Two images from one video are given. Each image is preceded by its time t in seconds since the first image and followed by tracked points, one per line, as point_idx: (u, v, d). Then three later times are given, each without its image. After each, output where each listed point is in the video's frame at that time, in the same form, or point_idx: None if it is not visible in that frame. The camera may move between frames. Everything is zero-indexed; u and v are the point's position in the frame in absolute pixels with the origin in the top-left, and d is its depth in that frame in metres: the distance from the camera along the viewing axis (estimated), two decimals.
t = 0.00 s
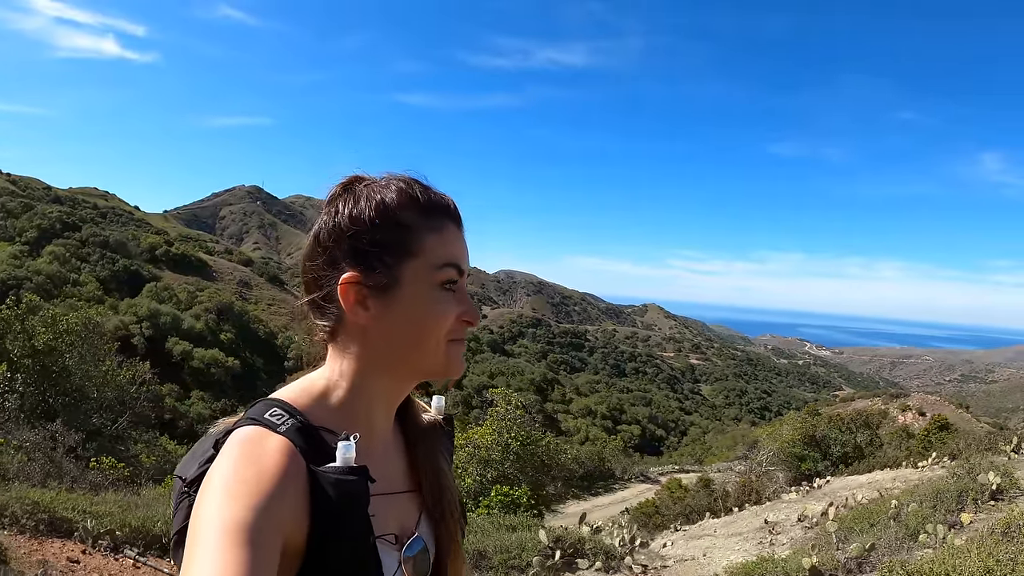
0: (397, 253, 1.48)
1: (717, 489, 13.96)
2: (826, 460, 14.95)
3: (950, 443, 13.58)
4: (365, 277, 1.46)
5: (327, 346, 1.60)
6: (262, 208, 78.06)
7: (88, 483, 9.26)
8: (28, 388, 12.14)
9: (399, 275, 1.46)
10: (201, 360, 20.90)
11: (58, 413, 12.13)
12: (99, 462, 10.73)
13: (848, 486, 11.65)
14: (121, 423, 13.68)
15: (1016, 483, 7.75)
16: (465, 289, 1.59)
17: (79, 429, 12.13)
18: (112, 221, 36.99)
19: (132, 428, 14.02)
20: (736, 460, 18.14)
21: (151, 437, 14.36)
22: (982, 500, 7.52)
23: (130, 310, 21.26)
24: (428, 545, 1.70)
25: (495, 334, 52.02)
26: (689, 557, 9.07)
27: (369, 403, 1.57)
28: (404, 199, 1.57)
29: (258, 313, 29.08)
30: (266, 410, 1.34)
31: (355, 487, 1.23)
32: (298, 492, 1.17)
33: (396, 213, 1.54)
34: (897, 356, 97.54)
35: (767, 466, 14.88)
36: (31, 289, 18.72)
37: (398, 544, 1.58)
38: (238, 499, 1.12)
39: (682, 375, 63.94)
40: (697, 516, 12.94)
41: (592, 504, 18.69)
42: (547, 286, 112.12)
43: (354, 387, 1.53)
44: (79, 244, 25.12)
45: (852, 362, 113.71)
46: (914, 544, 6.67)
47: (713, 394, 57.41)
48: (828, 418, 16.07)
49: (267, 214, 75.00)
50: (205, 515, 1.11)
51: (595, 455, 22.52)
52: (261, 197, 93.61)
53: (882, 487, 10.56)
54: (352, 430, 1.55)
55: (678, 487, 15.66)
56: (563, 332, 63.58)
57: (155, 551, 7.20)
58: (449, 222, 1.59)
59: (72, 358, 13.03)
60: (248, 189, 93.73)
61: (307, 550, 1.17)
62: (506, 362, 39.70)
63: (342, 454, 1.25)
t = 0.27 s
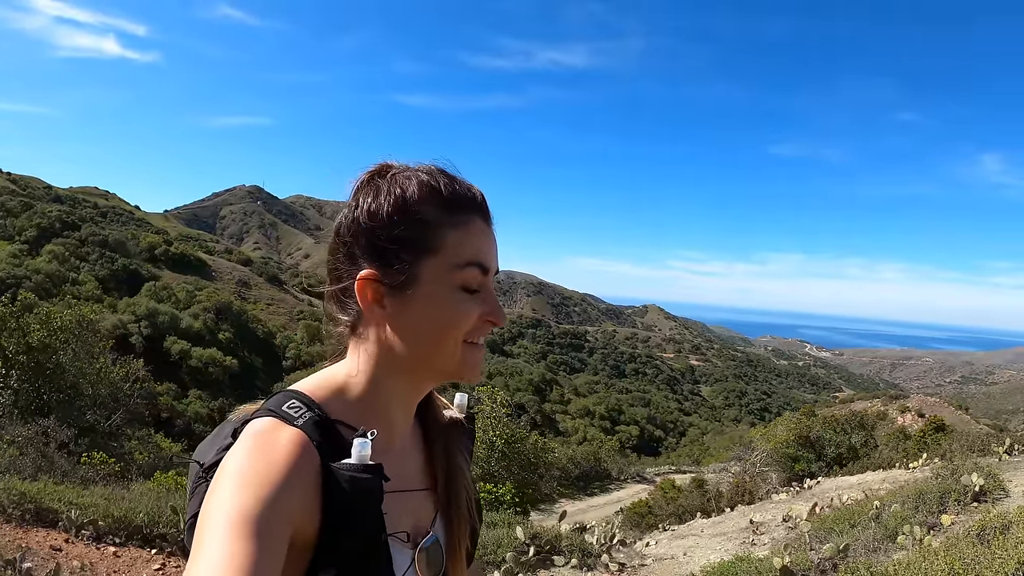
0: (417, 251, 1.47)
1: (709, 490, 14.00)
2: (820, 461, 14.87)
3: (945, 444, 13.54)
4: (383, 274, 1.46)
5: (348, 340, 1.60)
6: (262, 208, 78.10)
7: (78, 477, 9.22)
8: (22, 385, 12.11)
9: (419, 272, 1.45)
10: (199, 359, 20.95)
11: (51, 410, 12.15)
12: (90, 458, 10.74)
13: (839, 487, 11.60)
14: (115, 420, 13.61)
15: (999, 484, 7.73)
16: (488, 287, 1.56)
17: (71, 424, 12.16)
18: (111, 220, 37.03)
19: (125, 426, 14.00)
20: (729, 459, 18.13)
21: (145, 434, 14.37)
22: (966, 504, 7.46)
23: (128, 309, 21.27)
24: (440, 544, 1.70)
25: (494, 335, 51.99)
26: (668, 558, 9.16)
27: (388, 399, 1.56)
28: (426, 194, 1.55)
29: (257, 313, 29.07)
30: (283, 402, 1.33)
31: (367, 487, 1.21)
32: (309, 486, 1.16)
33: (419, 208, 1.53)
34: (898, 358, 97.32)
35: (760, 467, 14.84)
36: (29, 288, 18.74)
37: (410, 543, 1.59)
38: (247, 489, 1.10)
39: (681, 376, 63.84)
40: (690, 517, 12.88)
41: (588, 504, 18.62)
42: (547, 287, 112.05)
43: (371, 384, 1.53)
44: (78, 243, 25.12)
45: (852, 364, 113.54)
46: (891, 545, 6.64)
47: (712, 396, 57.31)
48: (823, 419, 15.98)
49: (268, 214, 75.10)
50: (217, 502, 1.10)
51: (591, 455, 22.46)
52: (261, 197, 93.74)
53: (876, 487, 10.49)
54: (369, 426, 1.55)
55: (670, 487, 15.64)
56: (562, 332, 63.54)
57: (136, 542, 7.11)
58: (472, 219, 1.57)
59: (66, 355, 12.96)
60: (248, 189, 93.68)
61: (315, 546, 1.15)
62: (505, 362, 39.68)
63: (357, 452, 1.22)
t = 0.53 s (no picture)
0: (446, 248, 1.47)
1: (701, 488, 14.06)
2: (813, 459, 14.84)
3: (939, 442, 13.53)
4: (410, 269, 1.46)
5: (368, 333, 1.60)
6: (261, 207, 78.11)
7: (71, 474, 9.24)
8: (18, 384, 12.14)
9: (447, 270, 1.45)
10: (196, 358, 21.00)
11: (46, 409, 12.15)
12: (83, 455, 10.76)
13: (829, 485, 11.60)
14: (110, 419, 13.56)
15: (977, 486, 7.71)
16: (514, 289, 1.56)
17: (65, 422, 12.16)
18: (110, 220, 37.08)
19: (120, 424, 13.99)
20: (724, 456, 18.15)
21: (138, 433, 14.38)
22: (942, 505, 7.45)
23: (126, 308, 21.30)
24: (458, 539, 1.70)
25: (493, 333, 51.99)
26: (642, 556, 9.25)
27: (405, 395, 1.56)
28: (460, 190, 1.54)
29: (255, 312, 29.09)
30: (301, 397, 1.33)
31: (385, 487, 1.21)
32: (326, 483, 1.16)
33: (451, 203, 1.52)
34: (898, 355, 97.25)
35: (752, 464, 14.85)
36: (27, 288, 18.76)
37: (428, 538, 1.59)
38: (261, 488, 1.09)
39: (680, 373, 63.86)
40: (682, 514, 12.89)
41: (582, 502, 18.63)
42: (547, 285, 112.04)
43: (390, 379, 1.53)
44: (76, 243, 25.14)
45: (852, 360, 113.47)
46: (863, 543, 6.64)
47: (712, 394, 57.30)
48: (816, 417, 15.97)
49: (267, 213, 75.20)
50: (229, 502, 1.09)
51: (587, 452, 22.46)
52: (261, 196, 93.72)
53: (866, 484, 10.48)
54: (387, 422, 1.55)
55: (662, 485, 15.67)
56: (562, 330, 63.60)
57: (122, 535, 7.14)
58: (505, 218, 1.56)
59: (60, 355, 13.00)
60: (248, 187, 93.65)
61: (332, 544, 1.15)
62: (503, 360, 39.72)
63: (374, 450, 1.21)
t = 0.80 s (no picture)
0: (428, 267, 1.46)
1: (692, 488, 14.10)
2: (805, 460, 14.78)
3: (933, 442, 13.47)
4: (390, 285, 1.44)
5: (342, 344, 1.58)
6: (260, 206, 78.14)
7: (58, 468, 9.24)
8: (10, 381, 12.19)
9: (428, 289, 1.45)
10: (192, 357, 21.01)
11: (38, 406, 12.21)
12: (72, 450, 10.73)
13: (820, 485, 11.53)
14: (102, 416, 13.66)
15: (954, 488, 7.64)
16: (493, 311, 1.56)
17: (56, 418, 12.24)
18: (109, 219, 37.12)
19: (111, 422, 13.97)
20: (717, 456, 18.10)
21: (130, 430, 14.37)
22: (915, 508, 7.39)
23: (123, 307, 21.33)
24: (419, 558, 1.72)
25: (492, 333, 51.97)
26: (615, 555, 9.30)
27: (378, 411, 1.55)
28: (446, 207, 1.53)
29: (252, 312, 29.10)
30: (268, 409, 1.30)
31: (352, 510, 1.21)
32: (293, 501, 1.16)
33: (437, 220, 1.51)
34: (898, 357, 97.10)
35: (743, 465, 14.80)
36: (24, 287, 18.81)
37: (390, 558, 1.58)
38: (228, 506, 1.09)
39: (679, 373, 63.80)
40: (672, 514, 12.87)
41: (576, 502, 18.56)
42: (547, 285, 112.01)
43: (361, 395, 1.51)
44: (74, 242, 25.17)
45: (852, 360, 113.47)
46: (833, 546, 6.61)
47: (711, 394, 57.21)
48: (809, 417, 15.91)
49: (267, 212, 75.28)
50: (195, 518, 1.08)
51: (581, 452, 22.39)
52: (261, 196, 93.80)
53: (856, 484, 10.44)
54: (357, 439, 1.53)
55: (653, 484, 15.63)
56: (561, 330, 63.55)
57: (100, 527, 7.09)
58: (489, 239, 1.57)
59: (53, 353, 13.00)
60: (248, 186, 93.72)
61: (295, 564, 1.16)
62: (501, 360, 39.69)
63: (342, 475, 1.21)
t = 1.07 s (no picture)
0: (439, 273, 1.46)
1: (684, 494, 14.15)
2: (798, 465, 14.74)
3: (926, 447, 13.45)
4: (401, 292, 1.44)
5: (352, 352, 1.58)
6: (259, 212, 78.30)
7: (49, 474, 9.22)
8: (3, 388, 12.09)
9: (439, 295, 1.44)
10: (190, 363, 20.94)
11: (31, 412, 12.11)
12: (64, 456, 10.69)
13: (812, 491, 11.46)
14: (95, 422, 13.61)
15: (934, 497, 7.62)
16: (503, 318, 1.55)
17: (47, 425, 12.10)
18: (107, 225, 37.15)
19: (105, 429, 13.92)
20: (712, 462, 18.06)
21: (123, 436, 14.32)
22: (889, 518, 7.42)
23: (121, 313, 21.33)
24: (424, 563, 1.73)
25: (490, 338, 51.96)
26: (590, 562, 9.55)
27: (387, 417, 1.54)
28: (456, 217, 1.54)
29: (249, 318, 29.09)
30: (277, 414, 1.32)
31: (362, 511, 1.21)
32: (302, 503, 1.16)
33: (447, 230, 1.52)
34: (897, 361, 97.04)
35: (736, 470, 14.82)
36: (22, 293, 18.80)
37: (396, 562, 1.60)
38: (237, 510, 1.10)
39: (678, 378, 63.72)
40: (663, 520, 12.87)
41: (570, 507, 18.44)
42: (545, 290, 112.06)
43: (373, 399, 1.50)
44: (72, 248, 25.19)
45: (850, 364, 113.48)
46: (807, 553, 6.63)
47: (710, 398, 57.14)
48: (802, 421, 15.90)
49: (266, 218, 75.42)
50: (205, 522, 1.09)
51: (577, 458, 22.30)
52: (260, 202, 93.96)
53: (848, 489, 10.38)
54: (366, 444, 1.52)
55: (646, 490, 15.58)
56: (559, 335, 63.50)
57: (84, 530, 7.08)
58: (497, 249, 1.57)
59: (46, 360, 12.99)
60: (247, 192, 93.92)
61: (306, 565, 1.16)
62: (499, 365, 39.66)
63: (351, 474, 1.21)
